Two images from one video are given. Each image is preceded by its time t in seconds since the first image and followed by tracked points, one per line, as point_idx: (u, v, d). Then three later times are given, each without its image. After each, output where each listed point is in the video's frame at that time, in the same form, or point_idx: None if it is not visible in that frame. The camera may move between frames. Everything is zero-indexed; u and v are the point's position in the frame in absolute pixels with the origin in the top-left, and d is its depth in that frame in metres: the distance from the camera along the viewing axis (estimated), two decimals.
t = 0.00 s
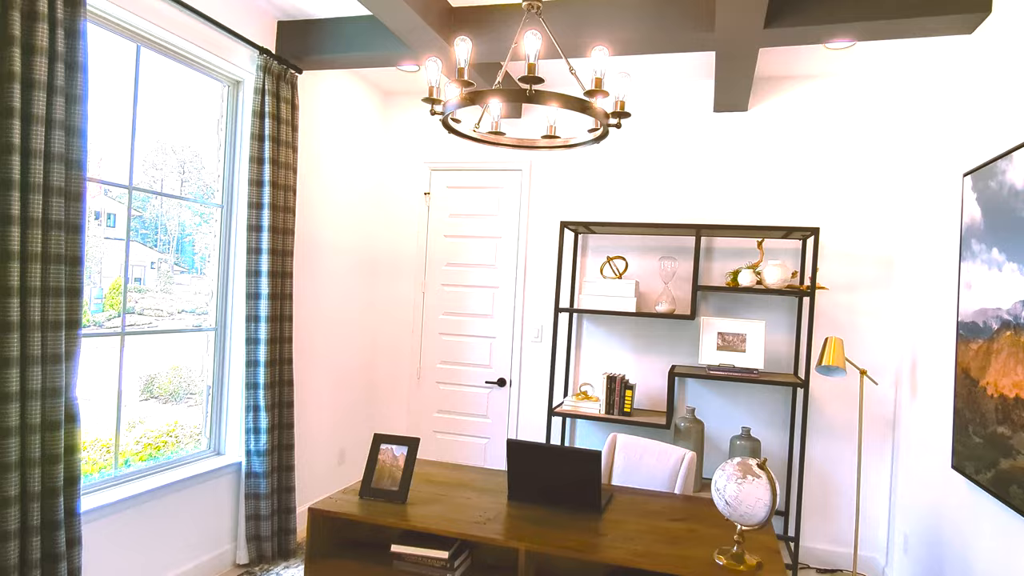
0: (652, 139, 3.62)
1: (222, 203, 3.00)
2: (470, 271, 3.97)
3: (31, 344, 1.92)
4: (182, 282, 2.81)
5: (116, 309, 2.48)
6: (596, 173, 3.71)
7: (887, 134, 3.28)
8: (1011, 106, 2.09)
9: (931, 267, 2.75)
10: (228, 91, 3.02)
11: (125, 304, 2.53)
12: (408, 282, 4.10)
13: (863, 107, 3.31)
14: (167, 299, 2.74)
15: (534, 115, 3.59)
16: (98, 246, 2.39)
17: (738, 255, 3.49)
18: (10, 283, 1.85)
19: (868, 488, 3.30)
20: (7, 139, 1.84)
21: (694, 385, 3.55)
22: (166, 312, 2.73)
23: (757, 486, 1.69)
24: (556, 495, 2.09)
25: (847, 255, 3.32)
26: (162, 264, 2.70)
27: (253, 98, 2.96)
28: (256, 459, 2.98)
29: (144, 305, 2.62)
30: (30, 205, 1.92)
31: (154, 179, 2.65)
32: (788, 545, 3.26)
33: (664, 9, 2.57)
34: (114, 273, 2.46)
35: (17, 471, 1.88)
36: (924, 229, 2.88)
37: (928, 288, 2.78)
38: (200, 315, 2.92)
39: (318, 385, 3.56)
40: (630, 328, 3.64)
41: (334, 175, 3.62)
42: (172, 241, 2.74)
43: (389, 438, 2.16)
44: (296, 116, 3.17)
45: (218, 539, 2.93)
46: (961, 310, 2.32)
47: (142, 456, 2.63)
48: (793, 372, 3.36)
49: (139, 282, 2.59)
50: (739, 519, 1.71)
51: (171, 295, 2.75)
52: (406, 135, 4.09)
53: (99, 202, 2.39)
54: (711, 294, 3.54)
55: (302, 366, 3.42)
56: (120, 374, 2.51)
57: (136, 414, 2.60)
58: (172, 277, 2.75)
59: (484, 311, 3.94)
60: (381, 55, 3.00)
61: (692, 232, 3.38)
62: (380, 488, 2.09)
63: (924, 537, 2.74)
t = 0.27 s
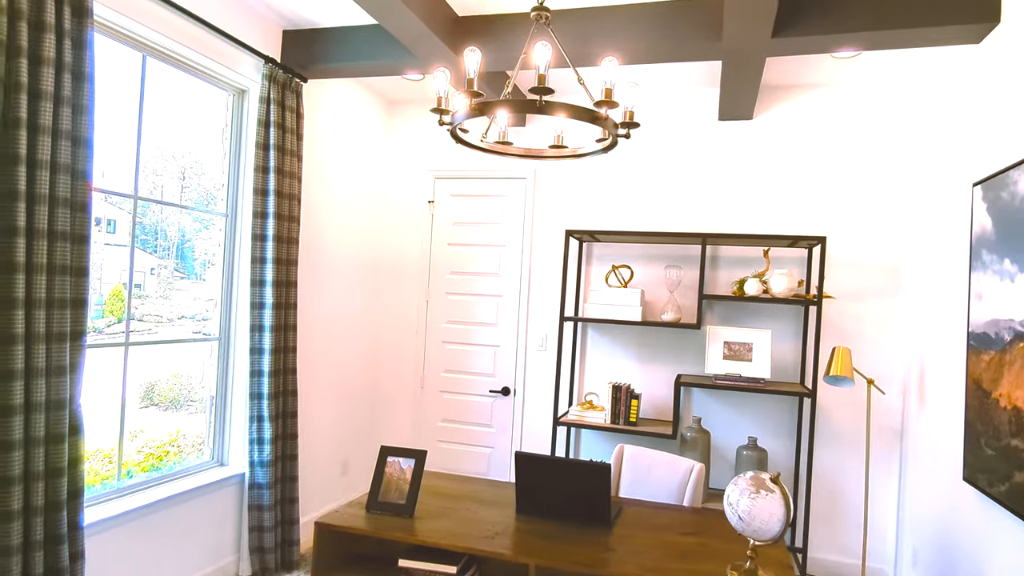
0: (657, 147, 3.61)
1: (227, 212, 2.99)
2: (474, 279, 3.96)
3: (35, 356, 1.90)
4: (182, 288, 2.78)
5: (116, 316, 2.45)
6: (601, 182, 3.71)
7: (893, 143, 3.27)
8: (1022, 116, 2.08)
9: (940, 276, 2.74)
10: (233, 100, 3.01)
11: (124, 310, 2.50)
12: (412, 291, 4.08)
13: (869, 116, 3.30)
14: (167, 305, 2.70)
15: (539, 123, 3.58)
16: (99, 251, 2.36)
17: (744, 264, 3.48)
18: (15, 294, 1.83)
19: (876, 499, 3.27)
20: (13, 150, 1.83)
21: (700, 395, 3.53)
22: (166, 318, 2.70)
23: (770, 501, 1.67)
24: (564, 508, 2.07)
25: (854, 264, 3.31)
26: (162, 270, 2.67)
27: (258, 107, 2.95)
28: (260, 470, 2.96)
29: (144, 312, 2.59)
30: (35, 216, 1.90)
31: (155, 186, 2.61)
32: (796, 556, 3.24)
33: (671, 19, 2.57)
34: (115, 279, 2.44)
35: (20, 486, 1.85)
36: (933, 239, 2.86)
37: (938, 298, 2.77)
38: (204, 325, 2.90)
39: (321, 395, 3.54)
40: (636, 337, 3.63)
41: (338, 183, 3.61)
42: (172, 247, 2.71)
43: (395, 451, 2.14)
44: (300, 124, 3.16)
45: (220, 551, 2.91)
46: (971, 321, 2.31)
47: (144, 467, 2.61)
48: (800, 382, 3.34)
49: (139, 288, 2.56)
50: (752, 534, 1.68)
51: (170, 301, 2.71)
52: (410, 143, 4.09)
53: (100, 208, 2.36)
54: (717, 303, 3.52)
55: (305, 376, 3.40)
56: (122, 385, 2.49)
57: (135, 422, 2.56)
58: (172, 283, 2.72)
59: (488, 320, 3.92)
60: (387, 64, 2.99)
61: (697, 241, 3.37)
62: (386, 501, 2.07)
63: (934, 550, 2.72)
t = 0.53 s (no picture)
0: (659, 156, 3.58)
1: (224, 221, 2.95)
2: (475, 289, 3.92)
3: (26, 370, 1.85)
4: (181, 295, 2.75)
5: (115, 324, 2.42)
6: (602, 191, 3.68)
7: (897, 153, 3.24)
8: None
9: (948, 287, 2.70)
10: (231, 109, 2.98)
11: (123, 318, 2.47)
12: (411, 300, 4.04)
13: (872, 125, 3.28)
14: (166, 312, 2.67)
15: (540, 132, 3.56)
16: (97, 258, 2.33)
17: (747, 274, 3.44)
18: (5, 307, 1.79)
19: (883, 513, 3.22)
20: (5, 160, 1.79)
21: (703, 406, 3.48)
22: (165, 325, 2.67)
23: (780, 521, 1.62)
24: (567, 525, 2.02)
25: (858, 275, 3.27)
26: (162, 277, 2.64)
27: (256, 115, 2.92)
28: (256, 484, 2.90)
29: (143, 320, 2.56)
30: (27, 227, 1.86)
31: (154, 193, 2.59)
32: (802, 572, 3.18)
33: (674, 28, 2.55)
34: (113, 286, 2.41)
35: (8, 503, 1.81)
36: (940, 249, 2.83)
37: (945, 309, 2.73)
38: (200, 337, 2.85)
39: (319, 406, 3.49)
40: (638, 347, 3.59)
41: (337, 192, 3.58)
42: (172, 254, 2.68)
43: (394, 466, 2.09)
44: (299, 133, 3.13)
45: (215, 567, 2.84)
46: (981, 333, 2.27)
47: (138, 481, 2.56)
48: (804, 393, 3.30)
49: (138, 295, 2.53)
50: (761, 555, 1.64)
51: (169, 309, 2.68)
52: (409, 152, 4.06)
53: (99, 215, 2.34)
54: (720, 313, 3.48)
55: (303, 387, 3.36)
56: (116, 397, 2.44)
57: (132, 430, 2.52)
58: (171, 290, 2.69)
59: (489, 330, 3.88)
60: (387, 73, 2.97)
61: (700, 251, 3.34)
62: (384, 519, 2.02)
63: (943, 566, 2.66)
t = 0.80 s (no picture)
0: (661, 168, 3.53)
1: (218, 235, 2.89)
2: (474, 303, 3.85)
3: (8, 392, 1.78)
4: (181, 306, 2.72)
5: (113, 334, 2.38)
6: (604, 204, 3.62)
7: (904, 165, 3.19)
8: None
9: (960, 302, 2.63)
10: (227, 121, 2.94)
11: (122, 328, 2.43)
12: (410, 314, 3.97)
13: (878, 137, 3.23)
14: (165, 323, 2.64)
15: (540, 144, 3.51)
16: (95, 269, 2.30)
17: (751, 288, 3.38)
18: None
19: (893, 534, 3.14)
20: None
21: (707, 424, 3.41)
22: (164, 336, 2.63)
23: (792, 552, 1.55)
24: (570, 553, 1.94)
25: (865, 289, 3.21)
26: (161, 287, 2.61)
27: (252, 127, 2.87)
28: (248, 505, 2.82)
29: (141, 330, 2.52)
30: (11, 243, 1.80)
31: (155, 203, 2.57)
32: None
33: (677, 39, 2.50)
34: (112, 297, 2.37)
35: None
36: (951, 263, 2.76)
37: (957, 325, 2.66)
38: (193, 353, 2.78)
39: (314, 422, 3.41)
40: (640, 363, 3.52)
41: (334, 205, 3.53)
42: (172, 264, 2.66)
43: (389, 491, 2.01)
44: (296, 146, 3.08)
45: None
46: (996, 351, 2.20)
47: (128, 501, 2.49)
48: (811, 411, 3.23)
49: (137, 305, 2.49)
50: None
51: (169, 318, 2.65)
52: (408, 164, 4.01)
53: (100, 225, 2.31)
54: (724, 327, 3.42)
55: (299, 403, 3.28)
56: (106, 416, 2.37)
57: (128, 443, 2.47)
58: (170, 301, 2.66)
59: (488, 344, 3.81)
60: (385, 84, 2.92)
61: (704, 265, 3.27)
62: (380, 546, 1.94)
63: None
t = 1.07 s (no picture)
0: (661, 185, 3.48)
1: (210, 253, 2.83)
2: (471, 321, 3.79)
3: None
4: (180, 318, 2.70)
5: (111, 347, 2.37)
6: (603, 220, 3.57)
7: (908, 182, 3.14)
8: None
9: (971, 322, 2.56)
10: (220, 138, 2.89)
11: (122, 341, 2.42)
12: (407, 332, 3.90)
13: (881, 154, 3.18)
14: (163, 336, 2.62)
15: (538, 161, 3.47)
16: (96, 281, 2.29)
17: (754, 306, 3.31)
18: None
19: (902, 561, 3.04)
20: None
21: (710, 446, 3.33)
22: (163, 349, 2.61)
23: None
24: None
25: (870, 308, 3.15)
26: (161, 299, 2.60)
27: (245, 144, 2.82)
28: (238, 531, 2.74)
29: (141, 343, 2.51)
30: None
31: (158, 216, 2.58)
32: None
33: (678, 55, 2.46)
34: (112, 309, 2.37)
35: None
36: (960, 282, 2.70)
37: (967, 347, 2.59)
38: (183, 374, 2.72)
39: (308, 444, 3.33)
40: (641, 383, 3.44)
41: (330, 222, 3.48)
42: (174, 276, 2.66)
43: (381, 522, 1.93)
44: (290, 162, 3.03)
45: None
46: (1009, 375, 2.13)
47: (114, 527, 2.42)
48: (816, 433, 3.14)
49: (136, 318, 2.48)
50: None
51: (167, 332, 2.64)
52: (406, 179, 3.96)
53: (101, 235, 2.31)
54: (726, 346, 3.35)
55: (292, 425, 3.21)
56: (91, 441, 2.30)
57: (124, 457, 2.44)
58: (169, 312, 2.65)
59: (486, 363, 3.74)
60: (381, 100, 2.88)
61: (705, 283, 3.21)
62: None
63: None
